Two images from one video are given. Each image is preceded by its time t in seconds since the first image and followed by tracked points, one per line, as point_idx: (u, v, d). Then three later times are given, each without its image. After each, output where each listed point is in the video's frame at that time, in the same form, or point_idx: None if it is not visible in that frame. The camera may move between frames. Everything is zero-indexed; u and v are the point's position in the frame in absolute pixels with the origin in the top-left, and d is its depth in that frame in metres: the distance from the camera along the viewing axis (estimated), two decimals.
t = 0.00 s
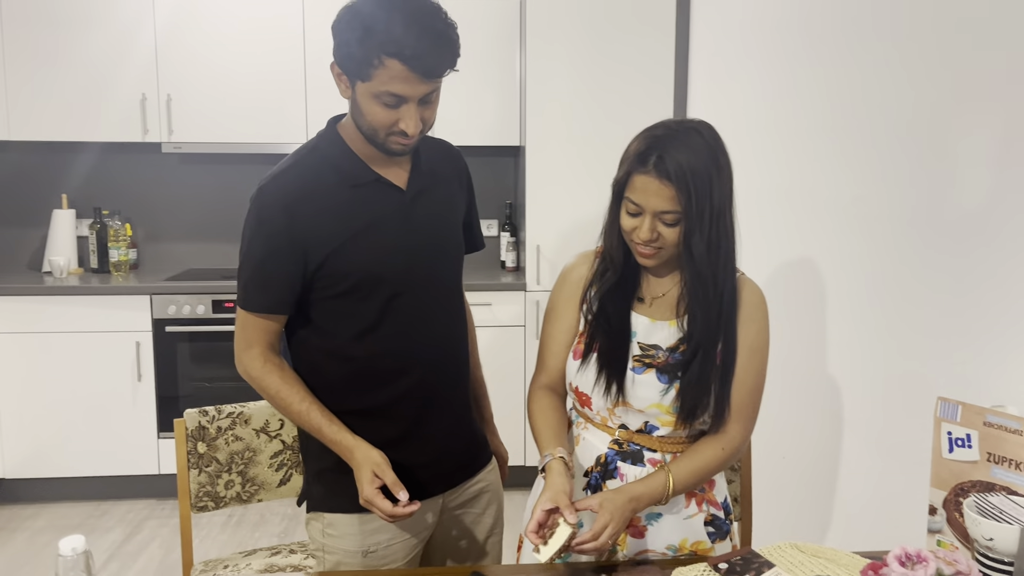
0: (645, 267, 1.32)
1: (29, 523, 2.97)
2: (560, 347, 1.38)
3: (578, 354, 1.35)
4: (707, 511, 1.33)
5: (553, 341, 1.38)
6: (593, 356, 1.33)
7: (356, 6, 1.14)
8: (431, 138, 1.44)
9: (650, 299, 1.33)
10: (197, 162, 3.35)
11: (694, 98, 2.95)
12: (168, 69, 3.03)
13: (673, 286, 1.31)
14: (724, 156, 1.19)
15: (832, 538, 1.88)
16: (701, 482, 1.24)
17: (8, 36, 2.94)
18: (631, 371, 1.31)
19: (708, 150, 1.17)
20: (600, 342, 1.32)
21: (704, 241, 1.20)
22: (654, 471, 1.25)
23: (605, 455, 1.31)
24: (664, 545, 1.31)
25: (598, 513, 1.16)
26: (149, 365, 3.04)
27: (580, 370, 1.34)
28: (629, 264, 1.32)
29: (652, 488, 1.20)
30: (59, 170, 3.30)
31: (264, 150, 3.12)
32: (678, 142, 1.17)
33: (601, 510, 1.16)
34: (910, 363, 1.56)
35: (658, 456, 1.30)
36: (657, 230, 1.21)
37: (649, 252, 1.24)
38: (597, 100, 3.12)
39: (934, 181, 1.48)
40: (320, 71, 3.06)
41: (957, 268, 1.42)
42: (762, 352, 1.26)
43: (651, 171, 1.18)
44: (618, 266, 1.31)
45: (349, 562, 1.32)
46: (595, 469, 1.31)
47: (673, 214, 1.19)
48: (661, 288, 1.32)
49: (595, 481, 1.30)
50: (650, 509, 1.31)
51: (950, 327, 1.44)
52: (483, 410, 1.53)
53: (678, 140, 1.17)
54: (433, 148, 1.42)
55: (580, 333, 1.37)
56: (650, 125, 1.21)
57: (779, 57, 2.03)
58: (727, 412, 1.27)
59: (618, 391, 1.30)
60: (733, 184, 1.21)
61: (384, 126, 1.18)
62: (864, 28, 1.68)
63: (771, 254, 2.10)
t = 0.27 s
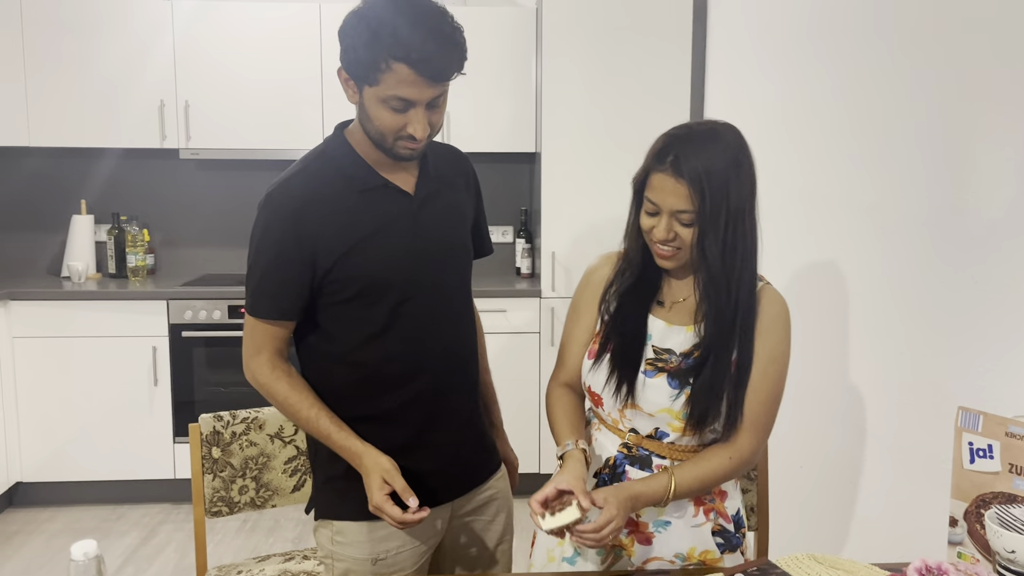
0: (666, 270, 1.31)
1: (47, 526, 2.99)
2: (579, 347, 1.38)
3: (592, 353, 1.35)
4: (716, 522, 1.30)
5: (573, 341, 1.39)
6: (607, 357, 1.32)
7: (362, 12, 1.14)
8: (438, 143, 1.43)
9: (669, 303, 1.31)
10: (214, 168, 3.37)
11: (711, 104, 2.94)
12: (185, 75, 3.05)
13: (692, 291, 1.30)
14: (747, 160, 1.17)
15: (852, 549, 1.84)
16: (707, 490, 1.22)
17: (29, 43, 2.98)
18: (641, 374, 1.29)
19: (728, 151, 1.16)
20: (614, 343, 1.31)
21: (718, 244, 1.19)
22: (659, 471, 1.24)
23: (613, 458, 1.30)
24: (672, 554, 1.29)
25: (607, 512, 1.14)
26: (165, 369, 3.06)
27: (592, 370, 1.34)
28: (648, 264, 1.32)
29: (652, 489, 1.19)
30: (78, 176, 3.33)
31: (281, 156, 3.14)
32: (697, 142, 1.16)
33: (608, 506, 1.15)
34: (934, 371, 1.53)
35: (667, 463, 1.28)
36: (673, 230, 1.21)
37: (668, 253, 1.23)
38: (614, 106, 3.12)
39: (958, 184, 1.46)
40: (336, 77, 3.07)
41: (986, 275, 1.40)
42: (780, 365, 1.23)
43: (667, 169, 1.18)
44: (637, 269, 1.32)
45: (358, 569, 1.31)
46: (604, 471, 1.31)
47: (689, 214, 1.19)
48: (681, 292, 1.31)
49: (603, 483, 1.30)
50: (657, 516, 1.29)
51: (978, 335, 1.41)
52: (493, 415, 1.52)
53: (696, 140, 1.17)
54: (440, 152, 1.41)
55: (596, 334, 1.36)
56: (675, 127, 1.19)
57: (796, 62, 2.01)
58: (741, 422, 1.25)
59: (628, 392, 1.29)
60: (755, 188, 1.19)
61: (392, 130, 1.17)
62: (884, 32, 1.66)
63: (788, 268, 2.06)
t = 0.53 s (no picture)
0: (684, 276, 1.30)
1: (61, 531, 3.00)
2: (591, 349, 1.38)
3: (603, 358, 1.34)
4: (721, 534, 1.28)
5: (586, 342, 1.39)
6: (617, 363, 1.31)
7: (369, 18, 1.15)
8: (442, 150, 1.42)
9: (685, 311, 1.30)
10: (229, 175, 3.39)
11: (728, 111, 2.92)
12: (202, 82, 3.07)
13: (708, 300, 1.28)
14: (769, 166, 1.16)
15: (870, 563, 1.81)
16: (716, 502, 1.20)
17: (48, 51, 3.01)
18: (651, 382, 1.27)
19: (749, 156, 1.15)
20: (626, 349, 1.29)
21: (734, 249, 1.18)
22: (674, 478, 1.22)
23: (620, 465, 1.29)
24: (677, 564, 1.27)
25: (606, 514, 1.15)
26: (179, 376, 3.07)
27: (603, 374, 1.33)
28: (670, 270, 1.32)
29: (661, 497, 1.18)
30: (96, 183, 3.36)
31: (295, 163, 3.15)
32: (717, 146, 1.16)
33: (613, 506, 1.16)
34: (951, 382, 1.50)
35: (673, 473, 1.26)
36: (689, 233, 1.20)
37: (684, 257, 1.22)
38: (628, 113, 3.10)
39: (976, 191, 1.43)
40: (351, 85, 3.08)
41: (1003, 284, 1.37)
42: (794, 380, 1.20)
43: (685, 170, 1.18)
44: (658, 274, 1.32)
45: None
46: (610, 477, 1.30)
47: (705, 217, 1.18)
48: (697, 301, 1.29)
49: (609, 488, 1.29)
50: (662, 527, 1.27)
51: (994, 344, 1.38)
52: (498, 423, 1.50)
53: (716, 143, 1.17)
54: (444, 159, 1.40)
55: (609, 339, 1.35)
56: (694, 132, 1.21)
57: (819, 71, 2.01)
58: (752, 436, 1.22)
59: (635, 399, 1.27)
60: (775, 196, 1.17)
61: (398, 135, 1.16)
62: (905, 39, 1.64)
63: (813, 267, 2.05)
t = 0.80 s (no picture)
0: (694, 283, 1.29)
1: (72, 536, 3.01)
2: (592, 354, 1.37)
3: (613, 367, 1.33)
4: (730, 544, 1.26)
5: (589, 346, 1.38)
6: (627, 372, 1.30)
7: (369, 22, 1.16)
8: (444, 157, 1.42)
9: (694, 319, 1.29)
10: (240, 182, 3.41)
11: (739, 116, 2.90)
12: (213, 90, 3.09)
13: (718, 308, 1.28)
14: (779, 172, 1.15)
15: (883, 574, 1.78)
16: (734, 513, 1.18)
17: (61, 59, 3.04)
18: (662, 391, 1.25)
19: (759, 161, 1.14)
20: (636, 357, 1.28)
21: (745, 255, 1.17)
22: (690, 488, 1.21)
23: (628, 474, 1.28)
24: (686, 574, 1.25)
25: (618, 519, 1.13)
26: (190, 381, 3.07)
27: (613, 383, 1.31)
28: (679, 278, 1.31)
29: (682, 509, 1.16)
30: (108, 189, 3.39)
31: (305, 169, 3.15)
32: (727, 152, 1.15)
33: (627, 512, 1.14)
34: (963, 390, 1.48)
35: (683, 482, 1.24)
36: (698, 240, 1.18)
37: (694, 264, 1.21)
38: (637, 119, 3.09)
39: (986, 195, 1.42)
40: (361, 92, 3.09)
41: (1016, 291, 1.34)
42: (807, 388, 1.19)
43: (695, 176, 1.17)
44: (667, 284, 1.31)
45: None
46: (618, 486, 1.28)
47: (715, 224, 1.17)
48: (708, 307, 1.29)
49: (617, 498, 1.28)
50: (670, 536, 1.25)
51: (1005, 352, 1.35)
52: (501, 433, 1.48)
53: (725, 149, 1.16)
54: (446, 167, 1.40)
55: (618, 347, 1.34)
56: (703, 137, 1.19)
57: (830, 76, 2.00)
58: (767, 444, 1.20)
59: (647, 408, 1.26)
60: (785, 202, 1.16)
61: (399, 139, 1.17)
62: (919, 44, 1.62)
63: (826, 272, 2.03)
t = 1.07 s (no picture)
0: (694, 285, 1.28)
1: (79, 537, 3.02)
2: (587, 356, 1.37)
3: (615, 372, 1.31)
4: (734, 548, 1.25)
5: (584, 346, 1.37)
6: (629, 375, 1.29)
7: (363, 23, 1.16)
8: (439, 159, 1.43)
9: (695, 321, 1.28)
10: (249, 184, 3.42)
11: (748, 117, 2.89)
12: (221, 92, 3.10)
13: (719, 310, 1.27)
14: (779, 171, 1.14)
15: None
16: (741, 516, 1.16)
17: (70, 63, 3.05)
18: (664, 395, 1.24)
19: (759, 161, 1.13)
20: (638, 360, 1.27)
21: (747, 257, 1.16)
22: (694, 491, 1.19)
23: (631, 478, 1.26)
24: None
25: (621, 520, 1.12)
26: (197, 383, 3.08)
27: (615, 388, 1.30)
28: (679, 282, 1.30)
29: (688, 512, 1.14)
30: (117, 192, 3.40)
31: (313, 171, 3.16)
32: (725, 152, 1.14)
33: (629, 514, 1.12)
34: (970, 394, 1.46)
35: (686, 486, 1.23)
36: (698, 242, 1.18)
37: (694, 266, 1.20)
38: (645, 120, 3.08)
39: (988, 196, 1.40)
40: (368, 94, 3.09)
41: (1021, 292, 1.32)
42: (810, 389, 1.18)
43: (694, 179, 1.16)
44: (668, 286, 1.30)
45: None
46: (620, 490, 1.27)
47: (715, 225, 1.16)
48: (708, 310, 1.28)
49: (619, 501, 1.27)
50: (674, 540, 1.24)
51: (1013, 355, 1.32)
52: (496, 437, 1.48)
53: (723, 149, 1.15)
54: (442, 169, 1.41)
55: (619, 349, 1.33)
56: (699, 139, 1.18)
57: (837, 77, 1.99)
58: (771, 445, 1.19)
59: (650, 411, 1.24)
60: (785, 201, 1.16)
61: (395, 139, 1.17)
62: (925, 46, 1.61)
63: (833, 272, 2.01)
